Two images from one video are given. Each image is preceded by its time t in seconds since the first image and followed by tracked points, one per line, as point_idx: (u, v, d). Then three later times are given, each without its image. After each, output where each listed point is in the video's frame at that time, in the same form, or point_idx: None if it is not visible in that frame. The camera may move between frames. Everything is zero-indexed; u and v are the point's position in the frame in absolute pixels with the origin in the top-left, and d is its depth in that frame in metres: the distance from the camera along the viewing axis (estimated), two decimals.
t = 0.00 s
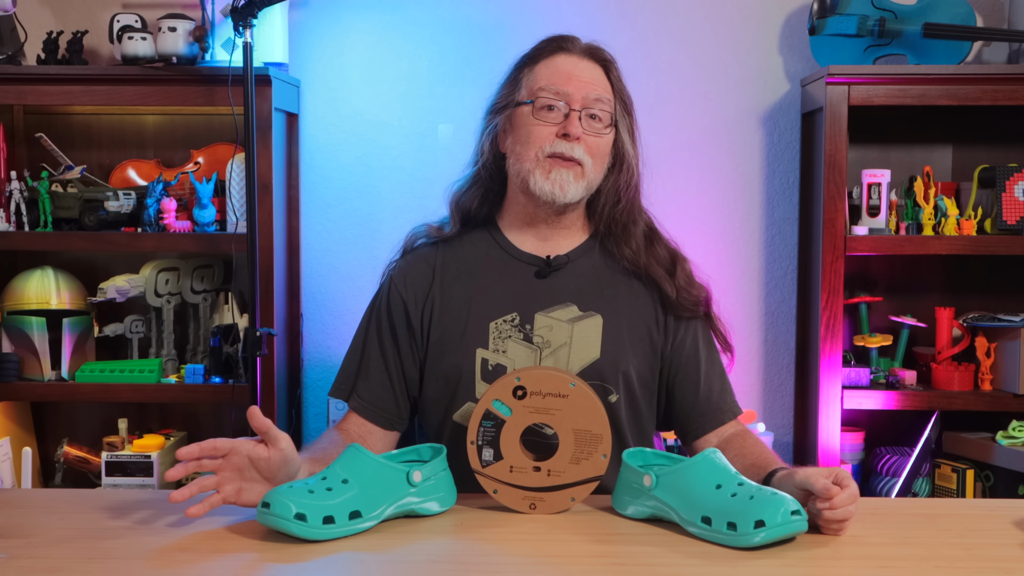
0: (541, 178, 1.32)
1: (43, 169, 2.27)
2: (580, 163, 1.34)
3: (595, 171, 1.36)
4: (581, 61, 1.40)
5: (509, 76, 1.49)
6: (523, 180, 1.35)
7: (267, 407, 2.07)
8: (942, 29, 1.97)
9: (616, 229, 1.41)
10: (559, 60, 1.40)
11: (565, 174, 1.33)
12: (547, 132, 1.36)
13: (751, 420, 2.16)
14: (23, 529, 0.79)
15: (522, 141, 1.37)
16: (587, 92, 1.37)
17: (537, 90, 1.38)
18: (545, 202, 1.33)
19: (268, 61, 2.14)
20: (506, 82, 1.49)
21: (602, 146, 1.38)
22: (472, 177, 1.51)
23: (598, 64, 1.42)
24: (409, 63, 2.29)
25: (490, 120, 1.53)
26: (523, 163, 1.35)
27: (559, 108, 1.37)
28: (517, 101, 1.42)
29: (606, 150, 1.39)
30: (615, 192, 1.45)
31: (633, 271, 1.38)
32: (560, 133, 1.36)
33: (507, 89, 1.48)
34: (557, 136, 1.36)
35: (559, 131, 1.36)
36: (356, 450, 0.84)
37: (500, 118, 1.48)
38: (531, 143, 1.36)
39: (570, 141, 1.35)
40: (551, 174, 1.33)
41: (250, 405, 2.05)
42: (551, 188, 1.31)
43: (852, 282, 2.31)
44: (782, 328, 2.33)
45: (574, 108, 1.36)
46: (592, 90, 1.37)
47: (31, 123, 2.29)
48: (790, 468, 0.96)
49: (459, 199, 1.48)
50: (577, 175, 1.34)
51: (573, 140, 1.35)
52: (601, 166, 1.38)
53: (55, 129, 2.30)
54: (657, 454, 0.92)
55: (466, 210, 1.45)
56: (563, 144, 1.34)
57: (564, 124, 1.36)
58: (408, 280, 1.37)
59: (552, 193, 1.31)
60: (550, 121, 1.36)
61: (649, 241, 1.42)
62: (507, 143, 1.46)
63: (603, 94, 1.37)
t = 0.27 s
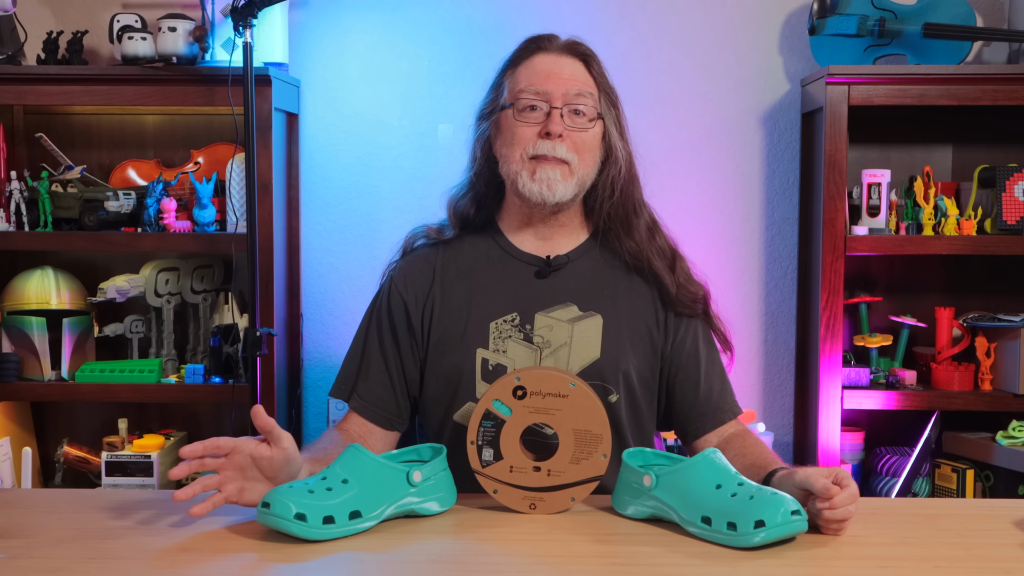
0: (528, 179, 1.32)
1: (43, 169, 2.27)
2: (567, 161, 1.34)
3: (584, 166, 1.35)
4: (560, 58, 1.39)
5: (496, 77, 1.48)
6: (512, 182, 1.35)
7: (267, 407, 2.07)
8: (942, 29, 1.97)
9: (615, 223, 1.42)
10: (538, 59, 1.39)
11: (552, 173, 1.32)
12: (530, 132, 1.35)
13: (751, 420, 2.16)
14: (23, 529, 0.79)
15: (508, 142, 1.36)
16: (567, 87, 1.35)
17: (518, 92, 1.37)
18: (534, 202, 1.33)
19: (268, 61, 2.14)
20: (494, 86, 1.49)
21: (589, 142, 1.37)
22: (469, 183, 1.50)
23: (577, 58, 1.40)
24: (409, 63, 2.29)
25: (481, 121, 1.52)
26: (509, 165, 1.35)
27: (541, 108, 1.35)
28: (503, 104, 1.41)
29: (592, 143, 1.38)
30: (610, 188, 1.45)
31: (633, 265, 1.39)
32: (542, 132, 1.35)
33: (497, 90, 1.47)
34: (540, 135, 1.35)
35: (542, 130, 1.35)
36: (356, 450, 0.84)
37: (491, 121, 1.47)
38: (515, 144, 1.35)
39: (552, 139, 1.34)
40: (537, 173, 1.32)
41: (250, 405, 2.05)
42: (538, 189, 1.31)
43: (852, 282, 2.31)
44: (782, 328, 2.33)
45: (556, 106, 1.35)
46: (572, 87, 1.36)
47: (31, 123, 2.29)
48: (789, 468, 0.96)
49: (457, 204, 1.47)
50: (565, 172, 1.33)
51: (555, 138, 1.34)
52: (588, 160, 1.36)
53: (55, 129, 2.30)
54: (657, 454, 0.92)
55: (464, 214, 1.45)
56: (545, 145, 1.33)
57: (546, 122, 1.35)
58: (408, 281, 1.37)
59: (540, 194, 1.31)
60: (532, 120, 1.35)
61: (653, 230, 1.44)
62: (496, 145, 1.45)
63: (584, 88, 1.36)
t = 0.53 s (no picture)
0: (522, 183, 1.32)
1: (43, 169, 2.27)
2: (558, 163, 1.33)
3: (577, 167, 1.35)
4: (547, 60, 1.39)
5: (488, 77, 1.47)
6: (506, 186, 1.35)
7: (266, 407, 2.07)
8: (942, 29, 1.97)
9: (613, 221, 1.42)
10: (525, 63, 1.38)
11: (545, 178, 1.32)
12: (521, 137, 1.35)
13: (751, 420, 2.16)
14: (23, 529, 0.79)
15: (500, 147, 1.36)
16: (556, 90, 1.35)
17: (507, 98, 1.37)
18: (529, 207, 1.34)
19: (268, 62, 2.14)
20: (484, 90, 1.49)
21: (580, 142, 1.37)
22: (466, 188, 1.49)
23: (565, 59, 1.40)
24: (409, 63, 2.29)
25: (475, 123, 1.52)
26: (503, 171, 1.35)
27: (531, 112, 1.35)
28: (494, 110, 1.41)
29: (584, 144, 1.37)
30: (606, 183, 1.44)
31: (630, 262, 1.39)
32: (533, 137, 1.34)
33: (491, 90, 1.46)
34: (531, 140, 1.34)
35: (531, 134, 1.35)
36: (356, 450, 0.84)
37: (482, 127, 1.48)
38: (508, 149, 1.35)
39: (544, 143, 1.34)
40: (531, 178, 1.32)
41: (250, 405, 2.05)
42: (532, 194, 1.31)
43: (852, 282, 2.31)
44: (782, 328, 2.33)
45: (546, 109, 1.35)
46: (561, 88, 1.36)
47: (31, 123, 2.29)
48: (789, 468, 0.96)
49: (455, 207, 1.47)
50: (557, 176, 1.33)
51: (547, 142, 1.34)
52: (580, 161, 1.36)
53: (55, 129, 2.30)
54: (657, 454, 0.92)
55: (461, 218, 1.45)
56: (538, 148, 1.33)
57: (535, 126, 1.35)
58: (407, 282, 1.37)
59: (533, 200, 1.32)
60: (523, 125, 1.35)
61: (650, 226, 1.45)
62: (490, 151, 1.45)
63: (573, 89, 1.36)
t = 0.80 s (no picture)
0: (518, 191, 1.32)
1: (43, 169, 2.27)
2: (552, 167, 1.33)
3: (570, 168, 1.36)
4: (532, 61, 1.39)
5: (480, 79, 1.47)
6: (504, 192, 1.35)
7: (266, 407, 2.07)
8: (942, 29, 1.97)
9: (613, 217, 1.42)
10: (508, 68, 1.38)
11: (541, 183, 1.32)
12: (509, 145, 1.35)
13: (751, 420, 2.16)
14: (23, 529, 0.79)
15: (493, 153, 1.37)
16: (542, 92, 1.36)
17: (493, 107, 1.37)
18: (526, 210, 1.34)
19: (268, 62, 2.14)
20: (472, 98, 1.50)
21: (571, 142, 1.37)
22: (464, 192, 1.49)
23: (547, 59, 1.40)
24: (409, 63, 2.29)
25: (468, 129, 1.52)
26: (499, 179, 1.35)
27: (519, 118, 1.35)
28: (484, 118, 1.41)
29: (572, 143, 1.38)
30: (602, 179, 1.44)
31: (632, 256, 1.39)
32: (523, 141, 1.34)
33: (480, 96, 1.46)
34: (520, 146, 1.34)
35: (520, 141, 1.35)
36: (356, 450, 0.84)
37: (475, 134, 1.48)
38: (500, 154, 1.35)
39: (534, 147, 1.34)
40: (527, 185, 1.32)
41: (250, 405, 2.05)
42: (530, 199, 1.32)
43: (852, 282, 2.31)
44: (782, 328, 2.33)
45: (533, 112, 1.35)
46: (549, 89, 1.36)
47: (31, 123, 2.29)
48: (789, 468, 0.96)
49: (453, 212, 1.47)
50: (552, 180, 1.33)
51: (536, 145, 1.34)
52: (574, 161, 1.37)
53: (55, 129, 2.30)
54: (657, 454, 0.92)
55: (460, 223, 1.45)
56: (529, 153, 1.33)
57: (523, 131, 1.35)
58: (408, 282, 1.37)
59: (532, 205, 1.32)
60: (512, 131, 1.35)
61: (648, 216, 1.45)
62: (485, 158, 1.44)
63: (560, 89, 1.36)
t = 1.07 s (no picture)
0: (520, 188, 1.32)
1: (43, 169, 2.27)
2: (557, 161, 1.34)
3: (572, 164, 1.36)
4: (526, 63, 1.39)
5: (475, 81, 1.47)
6: (503, 194, 1.35)
7: (266, 407, 2.07)
8: (942, 29, 1.97)
9: (608, 211, 1.43)
10: (504, 69, 1.39)
11: (544, 178, 1.32)
12: (511, 143, 1.35)
13: (751, 420, 2.16)
14: (24, 529, 0.79)
15: (493, 157, 1.36)
16: (539, 93, 1.35)
17: (492, 108, 1.37)
18: (529, 208, 1.33)
19: (268, 61, 2.14)
20: (466, 101, 1.49)
21: (572, 140, 1.37)
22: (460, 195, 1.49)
23: (542, 60, 1.40)
24: (409, 63, 2.29)
25: (463, 133, 1.52)
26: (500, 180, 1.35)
27: (517, 119, 1.35)
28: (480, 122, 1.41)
29: (575, 140, 1.38)
30: (599, 176, 1.44)
31: (627, 252, 1.40)
32: (523, 142, 1.34)
33: (474, 101, 1.46)
34: (522, 147, 1.34)
35: (523, 139, 1.35)
36: (356, 450, 0.84)
37: (470, 139, 1.48)
38: (500, 158, 1.35)
39: (535, 147, 1.33)
40: (529, 180, 1.32)
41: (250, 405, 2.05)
42: (532, 196, 1.31)
43: (852, 282, 2.31)
44: (782, 328, 2.33)
45: (532, 114, 1.35)
46: (546, 89, 1.36)
47: (31, 123, 2.29)
48: (789, 468, 0.96)
49: (450, 215, 1.46)
50: (557, 174, 1.33)
51: (538, 146, 1.33)
52: (575, 159, 1.37)
53: (55, 129, 2.30)
54: (657, 454, 0.92)
55: (457, 226, 1.44)
56: (531, 153, 1.33)
57: (525, 130, 1.35)
58: (407, 284, 1.37)
59: (534, 202, 1.31)
60: (511, 133, 1.35)
61: (642, 214, 1.45)
62: (483, 161, 1.44)
63: (558, 88, 1.36)
